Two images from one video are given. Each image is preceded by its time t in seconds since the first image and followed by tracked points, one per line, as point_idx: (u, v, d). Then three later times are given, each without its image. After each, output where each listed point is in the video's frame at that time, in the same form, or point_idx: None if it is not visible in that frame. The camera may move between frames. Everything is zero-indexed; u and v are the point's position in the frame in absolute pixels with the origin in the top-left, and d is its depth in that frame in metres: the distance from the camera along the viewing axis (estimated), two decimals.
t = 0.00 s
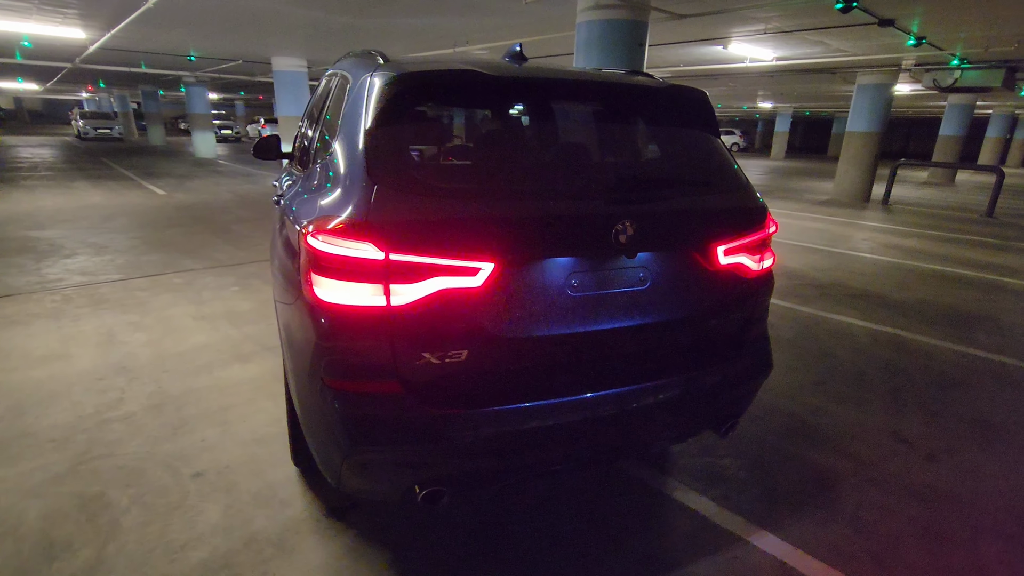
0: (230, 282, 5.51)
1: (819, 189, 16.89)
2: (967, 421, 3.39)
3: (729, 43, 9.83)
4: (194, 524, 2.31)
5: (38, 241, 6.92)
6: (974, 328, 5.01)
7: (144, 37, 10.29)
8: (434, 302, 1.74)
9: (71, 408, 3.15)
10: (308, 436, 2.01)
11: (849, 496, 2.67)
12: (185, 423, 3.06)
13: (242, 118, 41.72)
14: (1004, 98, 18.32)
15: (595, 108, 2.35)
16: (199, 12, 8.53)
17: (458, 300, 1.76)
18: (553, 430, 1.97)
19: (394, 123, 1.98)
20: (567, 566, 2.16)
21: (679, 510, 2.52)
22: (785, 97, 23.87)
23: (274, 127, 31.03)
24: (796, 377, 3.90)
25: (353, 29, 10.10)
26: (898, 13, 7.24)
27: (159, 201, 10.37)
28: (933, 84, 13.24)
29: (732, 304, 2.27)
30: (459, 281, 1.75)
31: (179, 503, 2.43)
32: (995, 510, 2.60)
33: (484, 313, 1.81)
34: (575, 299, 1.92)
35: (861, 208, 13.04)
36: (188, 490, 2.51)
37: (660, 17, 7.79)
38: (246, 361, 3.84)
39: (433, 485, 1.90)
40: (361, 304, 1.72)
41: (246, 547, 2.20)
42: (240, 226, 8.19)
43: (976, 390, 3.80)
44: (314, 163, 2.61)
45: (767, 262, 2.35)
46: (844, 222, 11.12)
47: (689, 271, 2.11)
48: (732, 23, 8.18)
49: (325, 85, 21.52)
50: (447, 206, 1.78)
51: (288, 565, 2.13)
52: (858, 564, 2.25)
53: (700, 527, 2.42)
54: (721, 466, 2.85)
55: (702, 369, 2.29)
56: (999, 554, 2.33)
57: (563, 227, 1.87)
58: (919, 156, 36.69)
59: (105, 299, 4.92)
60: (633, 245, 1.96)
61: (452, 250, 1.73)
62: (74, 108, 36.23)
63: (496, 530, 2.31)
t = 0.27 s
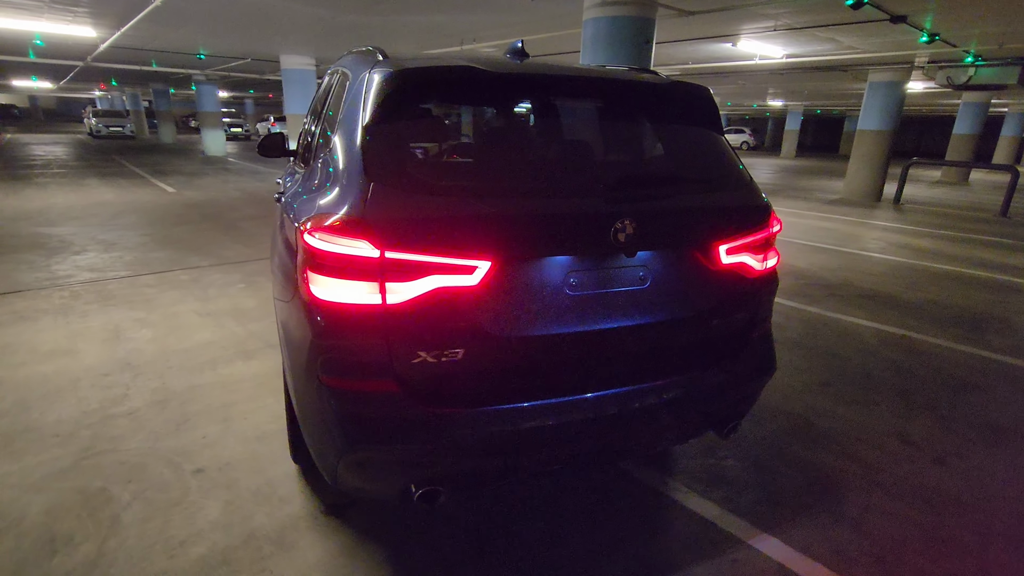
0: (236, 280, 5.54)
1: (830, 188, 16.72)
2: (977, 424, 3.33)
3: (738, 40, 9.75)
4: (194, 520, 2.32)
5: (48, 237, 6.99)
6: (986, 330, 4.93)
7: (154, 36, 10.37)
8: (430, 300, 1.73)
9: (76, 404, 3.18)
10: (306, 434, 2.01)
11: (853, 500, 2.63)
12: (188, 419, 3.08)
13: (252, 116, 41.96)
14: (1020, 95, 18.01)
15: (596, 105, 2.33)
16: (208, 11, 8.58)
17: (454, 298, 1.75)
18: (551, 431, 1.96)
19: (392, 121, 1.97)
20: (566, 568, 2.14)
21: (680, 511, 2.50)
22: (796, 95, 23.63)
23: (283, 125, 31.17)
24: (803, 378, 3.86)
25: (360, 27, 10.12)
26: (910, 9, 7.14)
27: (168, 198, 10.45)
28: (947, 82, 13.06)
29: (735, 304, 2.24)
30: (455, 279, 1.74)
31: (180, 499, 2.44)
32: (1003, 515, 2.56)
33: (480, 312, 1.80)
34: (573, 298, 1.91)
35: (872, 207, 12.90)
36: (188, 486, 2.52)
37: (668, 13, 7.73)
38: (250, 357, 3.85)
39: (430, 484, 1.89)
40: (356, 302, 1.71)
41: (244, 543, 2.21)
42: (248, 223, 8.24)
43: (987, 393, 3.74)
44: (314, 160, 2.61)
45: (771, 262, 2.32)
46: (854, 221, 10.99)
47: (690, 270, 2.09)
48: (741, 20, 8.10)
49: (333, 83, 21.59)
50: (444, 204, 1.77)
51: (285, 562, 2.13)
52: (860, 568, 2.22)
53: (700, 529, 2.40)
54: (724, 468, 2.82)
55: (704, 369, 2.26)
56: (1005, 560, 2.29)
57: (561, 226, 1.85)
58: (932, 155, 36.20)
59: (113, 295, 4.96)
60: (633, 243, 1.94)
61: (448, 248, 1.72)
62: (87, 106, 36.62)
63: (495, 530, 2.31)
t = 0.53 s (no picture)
0: (240, 279, 5.54)
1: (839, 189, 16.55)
2: (985, 430, 3.27)
3: (746, 40, 9.67)
4: (188, 520, 2.31)
5: (55, 236, 7.04)
6: (996, 334, 4.85)
7: (162, 36, 10.43)
8: (422, 302, 1.70)
9: (76, 402, 3.18)
10: (298, 436, 1.99)
11: (857, 507, 2.58)
12: (187, 418, 3.07)
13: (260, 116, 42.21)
14: None
15: (595, 104, 2.30)
16: (215, 10, 8.62)
17: (446, 300, 1.72)
18: (547, 435, 1.92)
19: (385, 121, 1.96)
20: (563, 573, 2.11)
21: (679, 517, 2.46)
22: (806, 95, 23.43)
23: (291, 125, 31.31)
24: (808, 382, 3.80)
25: (366, 27, 10.13)
26: (920, 8, 7.05)
27: (175, 198, 10.51)
28: (958, 82, 12.89)
29: (735, 307, 2.20)
30: (448, 280, 1.71)
31: (175, 500, 2.43)
32: (1012, 524, 2.50)
33: (473, 314, 1.77)
34: (569, 300, 1.87)
35: (882, 208, 12.76)
36: (184, 486, 2.51)
37: (674, 13, 7.67)
38: (250, 357, 3.85)
39: (422, 488, 1.87)
40: (348, 303, 1.69)
41: (238, 545, 2.19)
42: (253, 223, 8.26)
43: (996, 398, 3.67)
44: (312, 159, 2.60)
45: (773, 264, 2.28)
46: (863, 223, 10.87)
47: (690, 272, 2.05)
48: (748, 19, 8.03)
49: (340, 83, 21.66)
50: (436, 204, 1.74)
51: (278, 564, 2.11)
52: None
53: (700, 535, 2.36)
54: (726, 473, 2.78)
55: (705, 373, 2.22)
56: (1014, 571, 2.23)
57: (555, 226, 1.82)
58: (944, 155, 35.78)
59: (117, 293, 4.98)
60: (631, 244, 1.90)
61: (441, 248, 1.69)
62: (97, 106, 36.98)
63: (492, 534, 2.28)
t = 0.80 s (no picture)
0: (242, 278, 5.53)
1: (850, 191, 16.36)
2: (995, 440, 3.18)
3: (755, 39, 9.57)
4: (176, 524, 2.28)
5: (60, 234, 7.06)
6: (1009, 340, 4.74)
7: (170, 35, 10.48)
8: (407, 305, 1.65)
9: (71, 401, 3.16)
10: (284, 441, 1.95)
11: (860, 519, 2.50)
12: (180, 419, 3.04)
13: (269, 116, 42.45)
14: None
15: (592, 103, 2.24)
16: (221, 10, 8.63)
17: (433, 303, 1.67)
18: (537, 442, 1.87)
19: (375, 116, 1.90)
20: None
21: (676, 526, 2.40)
22: (816, 96, 23.22)
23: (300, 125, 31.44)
24: (814, 388, 3.72)
25: (372, 27, 10.12)
26: (932, 7, 6.93)
27: (182, 196, 10.54)
28: (972, 83, 12.70)
29: (735, 312, 2.13)
30: (434, 283, 1.66)
31: (164, 502, 2.39)
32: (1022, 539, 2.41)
33: (460, 317, 1.71)
34: (560, 303, 1.82)
35: (893, 211, 12.59)
36: (173, 489, 2.48)
37: (682, 12, 7.59)
38: (248, 357, 3.82)
39: (408, 496, 1.82)
40: (332, 305, 1.64)
41: (224, 551, 2.15)
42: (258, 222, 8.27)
43: (1007, 407, 3.57)
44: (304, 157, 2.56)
45: (774, 267, 2.22)
46: (874, 225, 10.73)
47: (687, 276, 1.99)
48: (757, 18, 7.94)
49: (348, 83, 21.72)
50: (423, 203, 1.69)
51: (264, 571, 2.07)
52: None
53: (697, 546, 2.29)
54: (726, 482, 2.71)
55: (703, 379, 2.15)
56: None
57: (546, 228, 1.76)
58: (957, 157, 35.33)
59: (118, 292, 4.98)
60: (625, 247, 1.85)
61: (427, 249, 1.64)
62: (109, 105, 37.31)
63: (483, 543, 2.23)
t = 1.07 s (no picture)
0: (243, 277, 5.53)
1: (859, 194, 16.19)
2: (1004, 450, 3.10)
3: (762, 40, 9.48)
4: (163, 526, 2.26)
5: (66, 232, 7.10)
6: (1020, 347, 4.64)
7: (177, 35, 10.53)
8: (392, 307, 1.62)
9: (66, 400, 3.16)
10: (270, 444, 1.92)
11: (861, 529, 2.44)
12: (174, 419, 3.02)
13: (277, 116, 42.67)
14: None
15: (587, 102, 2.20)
16: (227, 9, 8.66)
17: (419, 305, 1.64)
18: (527, 447, 1.83)
19: (360, 118, 1.89)
20: None
21: (672, 535, 2.35)
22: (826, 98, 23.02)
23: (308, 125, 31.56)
24: (818, 394, 3.65)
25: (378, 26, 10.12)
26: (943, 8, 6.82)
27: (188, 195, 10.59)
28: (984, 84, 12.52)
29: (732, 317, 2.08)
30: (420, 285, 1.62)
31: (153, 504, 2.37)
32: None
33: (447, 320, 1.68)
34: (550, 307, 1.78)
35: (902, 214, 12.44)
36: (163, 490, 2.46)
37: (688, 12, 7.53)
38: (245, 356, 3.80)
39: (394, 502, 1.78)
40: (315, 307, 1.61)
41: (210, 554, 2.13)
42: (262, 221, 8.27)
43: (1017, 416, 3.49)
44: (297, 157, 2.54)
45: (773, 271, 2.16)
46: (882, 228, 10.60)
47: (683, 279, 1.94)
48: (764, 18, 7.86)
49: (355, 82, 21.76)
50: (409, 205, 1.66)
51: None
52: None
53: (692, 556, 2.24)
54: (726, 490, 2.65)
55: (701, 385, 2.10)
56: None
57: (536, 230, 1.73)
58: (969, 160, 34.92)
59: (120, 290, 4.99)
60: (618, 249, 1.80)
61: (412, 250, 1.61)
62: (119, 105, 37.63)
63: (474, 549, 2.19)
